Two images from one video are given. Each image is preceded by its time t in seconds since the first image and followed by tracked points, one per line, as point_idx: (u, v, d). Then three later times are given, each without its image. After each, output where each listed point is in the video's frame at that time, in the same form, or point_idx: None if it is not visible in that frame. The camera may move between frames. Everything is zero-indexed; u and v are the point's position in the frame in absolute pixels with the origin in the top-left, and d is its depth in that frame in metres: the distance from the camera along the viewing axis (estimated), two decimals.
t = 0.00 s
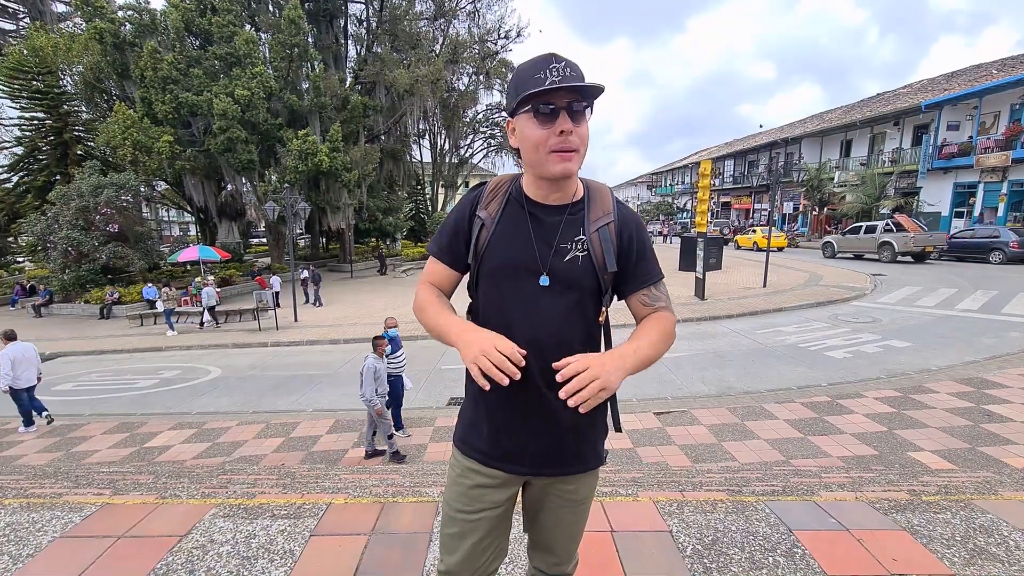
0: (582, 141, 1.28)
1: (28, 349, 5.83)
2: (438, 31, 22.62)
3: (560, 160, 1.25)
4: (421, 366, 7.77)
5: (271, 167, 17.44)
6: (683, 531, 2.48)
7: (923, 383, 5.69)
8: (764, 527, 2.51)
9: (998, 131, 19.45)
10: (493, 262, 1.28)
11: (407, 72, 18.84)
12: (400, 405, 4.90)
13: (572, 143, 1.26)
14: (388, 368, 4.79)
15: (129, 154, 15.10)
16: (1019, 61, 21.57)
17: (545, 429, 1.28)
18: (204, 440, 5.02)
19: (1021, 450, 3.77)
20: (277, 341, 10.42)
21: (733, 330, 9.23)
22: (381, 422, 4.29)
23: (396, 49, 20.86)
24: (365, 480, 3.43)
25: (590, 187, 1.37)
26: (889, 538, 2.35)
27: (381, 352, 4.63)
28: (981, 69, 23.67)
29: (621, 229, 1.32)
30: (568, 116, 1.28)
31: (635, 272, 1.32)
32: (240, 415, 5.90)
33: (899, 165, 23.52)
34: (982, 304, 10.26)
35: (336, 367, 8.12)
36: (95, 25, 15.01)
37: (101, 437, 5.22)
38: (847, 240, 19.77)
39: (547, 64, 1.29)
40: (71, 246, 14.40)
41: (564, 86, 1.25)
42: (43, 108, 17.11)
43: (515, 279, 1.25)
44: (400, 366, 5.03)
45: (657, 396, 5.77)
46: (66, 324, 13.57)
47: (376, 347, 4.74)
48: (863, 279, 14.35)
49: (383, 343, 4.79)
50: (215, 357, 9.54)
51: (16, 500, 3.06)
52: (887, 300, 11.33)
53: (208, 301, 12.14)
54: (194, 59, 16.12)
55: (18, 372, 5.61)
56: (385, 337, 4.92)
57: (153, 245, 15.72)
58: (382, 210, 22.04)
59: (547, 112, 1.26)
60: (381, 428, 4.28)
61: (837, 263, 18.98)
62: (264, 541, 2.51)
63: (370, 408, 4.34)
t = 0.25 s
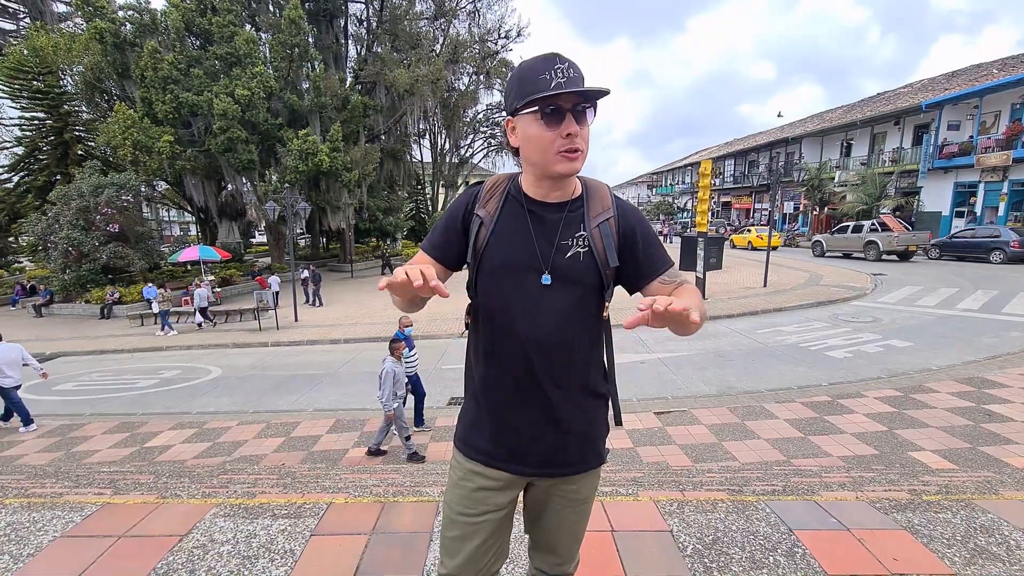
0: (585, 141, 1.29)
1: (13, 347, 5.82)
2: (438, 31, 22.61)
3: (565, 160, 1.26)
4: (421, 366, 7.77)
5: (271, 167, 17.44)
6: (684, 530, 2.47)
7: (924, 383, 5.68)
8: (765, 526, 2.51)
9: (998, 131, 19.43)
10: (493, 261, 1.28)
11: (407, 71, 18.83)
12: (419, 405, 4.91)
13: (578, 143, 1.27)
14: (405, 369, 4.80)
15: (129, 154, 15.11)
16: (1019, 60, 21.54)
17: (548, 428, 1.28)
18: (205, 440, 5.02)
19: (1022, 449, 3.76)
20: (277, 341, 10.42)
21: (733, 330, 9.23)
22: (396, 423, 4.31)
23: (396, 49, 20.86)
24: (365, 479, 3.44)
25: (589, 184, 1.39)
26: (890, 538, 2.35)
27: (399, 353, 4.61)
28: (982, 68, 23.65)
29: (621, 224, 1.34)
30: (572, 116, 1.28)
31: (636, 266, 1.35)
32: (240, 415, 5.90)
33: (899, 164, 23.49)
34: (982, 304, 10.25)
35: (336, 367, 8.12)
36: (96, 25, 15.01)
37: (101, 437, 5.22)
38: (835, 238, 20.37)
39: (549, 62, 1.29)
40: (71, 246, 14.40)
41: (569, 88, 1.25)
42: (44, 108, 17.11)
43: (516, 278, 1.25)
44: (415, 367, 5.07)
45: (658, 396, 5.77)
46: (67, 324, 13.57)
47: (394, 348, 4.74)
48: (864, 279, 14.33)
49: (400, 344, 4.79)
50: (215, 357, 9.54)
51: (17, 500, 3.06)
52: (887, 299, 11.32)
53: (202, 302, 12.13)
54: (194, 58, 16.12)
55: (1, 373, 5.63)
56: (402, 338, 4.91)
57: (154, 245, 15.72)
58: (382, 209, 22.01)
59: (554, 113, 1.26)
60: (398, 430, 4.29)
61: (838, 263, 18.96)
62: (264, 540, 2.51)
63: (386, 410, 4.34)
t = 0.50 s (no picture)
0: (569, 139, 1.29)
1: None
2: (439, 31, 22.60)
3: (547, 160, 1.27)
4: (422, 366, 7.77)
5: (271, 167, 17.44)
6: (684, 531, 2.47)
7: (924, 383, 5.68)
8: (765, 526, 2.51)
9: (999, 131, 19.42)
10: (493, 262, 1.28)
11: (408, 72, 18.82)
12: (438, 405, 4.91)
13: (559, 140, 1.27)
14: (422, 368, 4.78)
15: (129, 154, 15.11)
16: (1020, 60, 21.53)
17: (549, 428, 1.28)
18: (205, 440, 5.02)
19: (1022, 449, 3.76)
20: (277, 341, 10.42)
21: (733, 330, 9.23)
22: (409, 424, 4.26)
23: (396, 49, 20.86)
24: (365, 479, 3.43)
25: (589, 182, 1.38)
26: (891, 539, 2.35)
27: (414, 352, 4.58)
28: (982, 68, 23.64)
29: (624, 221, 1.33)
30: (552, 116, 1.29)
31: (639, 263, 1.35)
32: (241, 415, 5.90)
33: (899, 164, 23.48)
34: (983, 304, 10.24)
35: (336, 367, 8.12)
36: (96, 25, 15.02)
37: (101, 437, 5.22)
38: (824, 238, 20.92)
39: (527, 64, 1.30)
40: (72, 246, 14.40)
41: (546, 86, 1.26)
42: (44, 108, 17.11)
43: (516, 278, 1.25)
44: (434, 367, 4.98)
45: (658, 396, 5.77)
46: (67, 324, 13.57)
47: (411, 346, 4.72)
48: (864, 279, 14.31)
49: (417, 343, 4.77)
50: (216, 357, 9.54)
51: (17, 500, 3.06)
52: (887, 299, 11.32)
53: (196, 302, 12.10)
54: (194, 59, 16.12)
55: None
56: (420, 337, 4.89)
57: (154, 245, 15.72)
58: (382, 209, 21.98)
59: (531, 116, 1.29)
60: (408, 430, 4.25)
61: (838, 263, 18.94)
62: (265, 540, 2.51)
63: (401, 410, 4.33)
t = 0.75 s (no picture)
0: (560, 139, 1.28)
1: None
2: (439, 31, 22.59)
3: (539, 162, 1.26)
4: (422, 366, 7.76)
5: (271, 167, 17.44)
6: (684, 531, 2.47)
7: (924, 382, 5.67)
8: (766, 526, 2.51)
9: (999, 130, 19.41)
10: (492, 260, 1.29)
11: (408, 71, 18.81)
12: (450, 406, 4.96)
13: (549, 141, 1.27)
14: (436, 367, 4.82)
15: (129, 154, 15.11)
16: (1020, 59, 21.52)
17: (548, 426, 1.28)
18: (205, 439, 5.01)
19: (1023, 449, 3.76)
20: (277, 341, 10.42)
21: (733, 330, 9.22)
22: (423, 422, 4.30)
23: (396, 48, 20.87)
24: (365, 479, 3.44)
25: (588, 178, 1.37)
26: (891, 539, 2.34)
27: (430, 351, 4.61)
28: (982, 68, 23.64)
29: (624, 217, 1.32)
30: (540, 116, 1.28)
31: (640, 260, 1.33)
32: (241, 415, 5.91)
33: (900, 164, 23.46)
34: (983, 303, 10.24)
35: (336, 367, 8.12)
36: (96, 25, 15.03)
37: (102, 437, 5.22)
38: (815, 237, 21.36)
39: (514, 65, 1.31)
40: (72, 245, 14.40)
41: (533, 88, 1.26)
42: (45, 107, 17.10)
43: (515, 275, 1.25)
44: (448, 367, 5.05)
45: (658, 395, 5.77)
46: (67, 324, 13.57)
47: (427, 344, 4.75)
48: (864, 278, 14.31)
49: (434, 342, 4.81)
50: (216, 356, 9.54)
51: (17, 500, 3.05)
52: (887, 299, 11.31)
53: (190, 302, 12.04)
54: (194, 58, 16.11)
55: None
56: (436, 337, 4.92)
57: (154, 245, 15.72)
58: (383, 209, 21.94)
59: (520, 118, 1.29)
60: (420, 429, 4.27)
61: (838, 262, 18.93)
62: (265, 540, 2.52)
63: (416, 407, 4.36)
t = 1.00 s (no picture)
0: (563, 139, 1.28)
1: None
2: (439, 31, 22.59)
3: (541, 161, 1.27)
4: (422, 366, 7.77)
5: (271, 167, 17.44)
6: (685, 531, 2.47)
7: (924, 383, 5.67)
8: (766, 526, 2.51)
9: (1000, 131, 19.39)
10: (492, 260, 1.29)
11: (408, 71, 18.82)
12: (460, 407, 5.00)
13: (551, 142, 1.27)
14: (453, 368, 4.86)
15: (130, 154, 15.13)
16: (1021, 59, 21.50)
17: (548, 426, 1.28)
18: (206, 440, 5.02)
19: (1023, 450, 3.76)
20: (278, 341, 10.43)
21: (734, 330, 9.22)
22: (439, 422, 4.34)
23: (397, 48, 20.88)
24: (366, 479, 3.44)
25: (590, 179, 1.38)
26: (892, 539, 2.34)
27: (452, 352, 4.66)
28: (983, 68, 23.63)
29: (625, 218, 1.32)
30: (543, 116, 1.29)
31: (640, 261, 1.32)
32: (242, 415, 5.91)
33: (901, 164, 23.45)
34: (984, 304, 10.23)
35: (337, 367, 8.12)
36: (97, 25, 15.05)
37: (102, 437, 5.22)
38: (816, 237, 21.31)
39: (520, 64, 1.31)
40: (73, 246, 14.42)
41: (537, 87, 1.26)
42: (46, 108, 17.12)
43: (515, 276, 1.26)
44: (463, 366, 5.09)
45: (658, 395, 5.77)
46: (68, 324, 13.58)
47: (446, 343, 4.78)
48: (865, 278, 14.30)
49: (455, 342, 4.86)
50: (216, 356, 9.55)
51: (18, 500, 3.06)
52: (888, 299, 11.31)
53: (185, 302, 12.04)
54: (195, 59, 16.13)
55: None
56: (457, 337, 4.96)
57: (155, 245, 15.73)
58: (383, 210, 21.92)
59: (524, 116, 1.29)
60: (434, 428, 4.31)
61: (839, 262, 18.92)
62: (265, 540, 2.52)
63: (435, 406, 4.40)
